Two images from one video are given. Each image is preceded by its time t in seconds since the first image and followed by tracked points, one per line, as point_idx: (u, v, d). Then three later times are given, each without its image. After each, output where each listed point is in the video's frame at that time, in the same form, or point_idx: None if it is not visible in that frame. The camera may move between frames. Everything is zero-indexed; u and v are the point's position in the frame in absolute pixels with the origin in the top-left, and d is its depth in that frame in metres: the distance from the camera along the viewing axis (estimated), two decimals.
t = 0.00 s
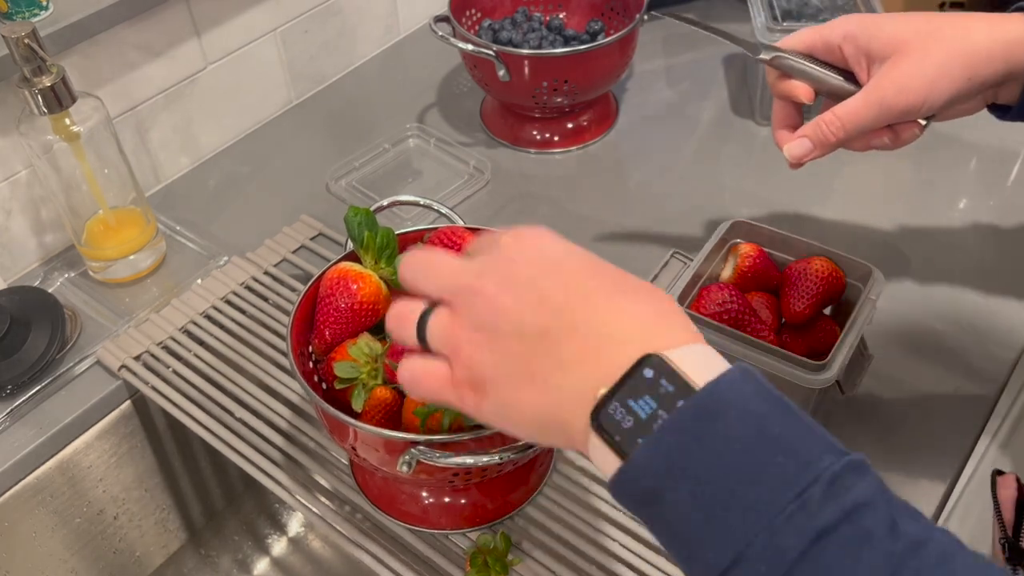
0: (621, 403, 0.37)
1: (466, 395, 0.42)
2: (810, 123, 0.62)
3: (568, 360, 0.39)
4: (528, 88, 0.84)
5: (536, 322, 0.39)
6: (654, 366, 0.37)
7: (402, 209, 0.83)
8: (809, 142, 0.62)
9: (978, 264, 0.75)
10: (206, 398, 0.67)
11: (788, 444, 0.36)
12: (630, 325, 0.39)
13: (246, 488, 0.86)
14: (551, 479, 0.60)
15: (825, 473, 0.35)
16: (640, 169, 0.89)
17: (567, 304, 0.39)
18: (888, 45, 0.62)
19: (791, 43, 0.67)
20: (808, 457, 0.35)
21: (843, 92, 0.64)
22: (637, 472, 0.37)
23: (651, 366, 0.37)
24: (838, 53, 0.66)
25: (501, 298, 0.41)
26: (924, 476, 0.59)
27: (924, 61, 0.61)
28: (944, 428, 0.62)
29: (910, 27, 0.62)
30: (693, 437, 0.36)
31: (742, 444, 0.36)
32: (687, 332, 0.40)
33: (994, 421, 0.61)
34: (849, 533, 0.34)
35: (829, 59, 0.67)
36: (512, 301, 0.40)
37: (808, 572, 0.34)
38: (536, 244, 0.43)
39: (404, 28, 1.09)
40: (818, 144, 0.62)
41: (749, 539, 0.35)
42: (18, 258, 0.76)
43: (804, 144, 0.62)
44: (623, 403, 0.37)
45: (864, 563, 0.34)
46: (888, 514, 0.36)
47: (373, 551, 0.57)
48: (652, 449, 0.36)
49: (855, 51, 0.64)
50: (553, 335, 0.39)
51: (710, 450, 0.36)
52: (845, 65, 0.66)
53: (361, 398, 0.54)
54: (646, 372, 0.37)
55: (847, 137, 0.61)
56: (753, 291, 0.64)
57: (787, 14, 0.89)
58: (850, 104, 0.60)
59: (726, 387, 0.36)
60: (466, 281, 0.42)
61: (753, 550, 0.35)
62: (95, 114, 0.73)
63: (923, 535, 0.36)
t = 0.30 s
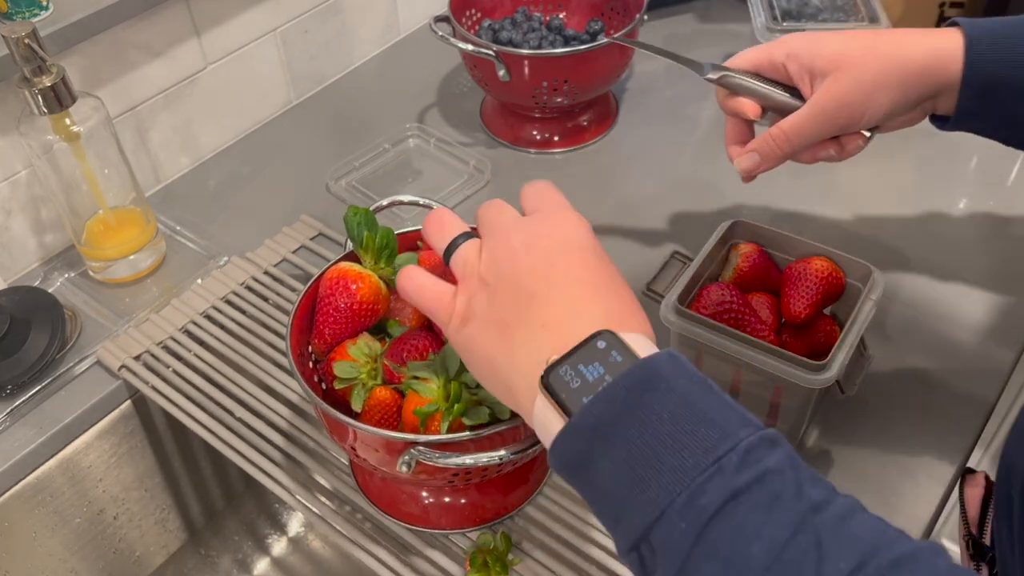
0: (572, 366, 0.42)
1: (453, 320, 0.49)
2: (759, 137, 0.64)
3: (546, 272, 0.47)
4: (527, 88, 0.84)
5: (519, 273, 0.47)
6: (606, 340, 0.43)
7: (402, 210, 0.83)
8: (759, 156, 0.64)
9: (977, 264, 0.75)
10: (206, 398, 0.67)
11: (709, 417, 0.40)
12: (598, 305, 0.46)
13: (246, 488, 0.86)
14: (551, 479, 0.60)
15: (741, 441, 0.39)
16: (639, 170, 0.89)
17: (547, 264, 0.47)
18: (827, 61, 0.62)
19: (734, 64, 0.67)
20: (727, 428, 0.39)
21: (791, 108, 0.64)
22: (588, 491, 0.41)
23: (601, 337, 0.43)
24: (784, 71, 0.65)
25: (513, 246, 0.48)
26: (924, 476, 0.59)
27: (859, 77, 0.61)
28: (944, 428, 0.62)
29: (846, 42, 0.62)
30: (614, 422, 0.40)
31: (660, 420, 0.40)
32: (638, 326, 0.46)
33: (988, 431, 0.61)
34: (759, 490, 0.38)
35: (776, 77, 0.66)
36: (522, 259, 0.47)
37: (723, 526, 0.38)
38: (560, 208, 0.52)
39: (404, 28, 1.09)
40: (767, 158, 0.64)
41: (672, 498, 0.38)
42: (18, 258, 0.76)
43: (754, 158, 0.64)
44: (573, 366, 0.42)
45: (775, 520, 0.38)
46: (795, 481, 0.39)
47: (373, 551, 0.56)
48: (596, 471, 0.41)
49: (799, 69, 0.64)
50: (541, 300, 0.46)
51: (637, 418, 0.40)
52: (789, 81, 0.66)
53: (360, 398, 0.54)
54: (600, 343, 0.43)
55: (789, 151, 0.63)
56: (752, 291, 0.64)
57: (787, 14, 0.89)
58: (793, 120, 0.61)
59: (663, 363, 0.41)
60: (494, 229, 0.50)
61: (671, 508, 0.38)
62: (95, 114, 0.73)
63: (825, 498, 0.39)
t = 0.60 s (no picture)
0: (543, 415, 0.38)
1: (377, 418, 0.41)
2: (742, 134, 0.64)
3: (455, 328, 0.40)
4: (527, 89, 0.84)
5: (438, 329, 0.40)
6: (574, 376, 0.39)
7: (402, 210, 0.84)
8: (742, 152, 0.65)
9: (976, 264, 0.75)
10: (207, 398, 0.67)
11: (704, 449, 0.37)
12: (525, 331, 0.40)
13: (247, 488, 0.86)
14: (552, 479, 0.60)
15: (735, 479, 0.37)
16: (639, 170, 0.89)
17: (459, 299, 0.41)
18: (811, 58, 0.62)
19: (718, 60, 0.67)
20: (721, 462, 0.37)
21: (775, 105, 0.64)
22: (582, 538, 0.38)
23: (572, 372, 0.39)
24: (767, 67, 0.65)
25: (402, 309, 0.41)
26: (923, 477, 0.59)
27: (840, 74, 0.61)
28: (945, 427, 0.62)
29: (830, 38, 0.62)
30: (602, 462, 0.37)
31: (653, 464, 0.37)
32: (584, 343, 0.41)
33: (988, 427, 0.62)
34: (759, 536, 0.36)
35: (759, 73, 0.66)
36: (412, 319, 0.40)
37: None
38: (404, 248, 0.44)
39: (404, 29, 1.10)
40: (750, 154, 0.64)
41: (668, 549, 0.36)
42: (19, 258, 0.76)
43: (737, 155, 0.65)
44: (545, 415, 0.38)
45: (777, 568, 0.36)
46: (796, 520, 0.37)
47: (374, 551, 0.57)
48: (588, 514, 0.38)
49: (782, 66, 0.64)
50: (479, 365, 0.39)
51: (628, 461, 0.37)
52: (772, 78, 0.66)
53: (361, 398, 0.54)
54: (566, 382, 0.39)
55: (772, 148, 0.63)
56: (752, 291, 0.64)
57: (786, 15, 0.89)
58: (775, 117, 0.61)
59: (646, 392, 0.38)
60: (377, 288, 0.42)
61: (670, 559, 0.36)
62: (95, 114, 0.73)
63: (829, 533, 0.37)
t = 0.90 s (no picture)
0: (505, 411, 0.42)
1: (369, 387, 0.46)
2: (758, 128, 0.63)
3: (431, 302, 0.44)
4: (527, 88, 0.84)
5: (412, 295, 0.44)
6: (534, 371, 0.42)
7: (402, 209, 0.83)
8: (757, 147, 0.63)
9: (978, 264, 0.75)
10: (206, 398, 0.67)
11: (677, 438, 0.40)
12: (517, 316, 0.43)
13: (246, 488, 0.86)
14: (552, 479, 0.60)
15: (709, 466, 0.39)
16: (640, 170, 0.89)
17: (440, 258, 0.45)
18: (827, 51, 0.61)
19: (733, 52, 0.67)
20: (694, 450, 0.39)
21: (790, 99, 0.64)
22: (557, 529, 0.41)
23: (531, 367, 0.42)
24: (784, 61, 0.65)
25: (379, 289, 0.44)
26: (925, 478, 0.59)
27: (859, 68, 0.60)
28: (947, 427, 0.62)
29: (848, 31, 0.61)
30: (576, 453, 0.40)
31: (624, 453, 0.40)
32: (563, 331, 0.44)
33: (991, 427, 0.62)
34: (735, 521, 0.38)
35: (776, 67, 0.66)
36: (392, 296, 0.44)
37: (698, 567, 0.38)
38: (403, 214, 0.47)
39: (404, 28, 1.09)
40: (766, 149, 0.63)
41: (641, 537, 0.39)
42: (18, 258, 0.76)
43: (752, 149, 0.63)
44: (507, 411, 0.42)
45: (752, 548, 0.38)
46: (772, 499, 0.39)
47: (374, 552, 0.56)
48: (562, 506, 0.40)
49: (798, 59, 0.63)
50: (453, 344, 0.43)
51: (597, 449, 0.40)
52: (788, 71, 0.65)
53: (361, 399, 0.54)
54: (527, 377, 0.42)
55: (789, 142, 0.62)
56: (753, 291, 0.64)
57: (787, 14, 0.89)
58: (793, 111, 0.61)
59: (614, 381, 0.41)
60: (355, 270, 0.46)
61: (644, 550, 0.39)
62: (95, 114, 0.73)
63: (807, 515, 0.39)
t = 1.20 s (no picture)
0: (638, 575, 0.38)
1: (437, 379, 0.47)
2: (851, 110, 0.60)
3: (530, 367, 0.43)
4: (528, 88, 0.84)
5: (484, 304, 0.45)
6: (586, 367, 0.41)
7: (402, 210, 0.84)
8: (851, 130, 0.60)
9: (976, 264, 0.75)
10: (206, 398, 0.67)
11: None
12: (569, 325, 0.44)
13: (246, 488, 0.86)
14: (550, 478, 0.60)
15: None
16: (639, 170, 0.89)
17: (542, 323, 0.44)
18: (938, 31, 0.61)
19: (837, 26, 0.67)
20: None
21: (888, 80, 0.62)
22: None
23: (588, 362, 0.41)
24: (886, 37, 0.65)
25: (460, 280, 0.46)
26: (924, 478, 0.59)
27: (973, 50, 0.58)
28: (945, 427, 0.62)
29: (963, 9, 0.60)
30: (638, 503, 0.38)
31: None
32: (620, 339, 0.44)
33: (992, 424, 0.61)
34: None
35: (874, 47, 0.66)
36: (464, 292, 0.46)
37: None
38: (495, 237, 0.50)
39: (404, 29, 1.09)
40: (859, 133, 0.60)
41: None
42: (18, 258, 0.76)
43: (845, 132, 0.60)
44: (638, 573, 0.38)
45: None
46: None
47: (375, 551, 0.57)
48: None
49: (903, 36, 0.64)
50: (520, 343, 0.44)
51: None
52: (891, 49, 0.66)
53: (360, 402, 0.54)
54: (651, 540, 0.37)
55: (889, 125, 0.59)
56: (753, 291, 0.64)
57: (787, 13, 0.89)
58: (896, 92, 0.58)
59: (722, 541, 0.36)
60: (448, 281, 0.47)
61: None
62: (95, 114, 0.73)
63: None
